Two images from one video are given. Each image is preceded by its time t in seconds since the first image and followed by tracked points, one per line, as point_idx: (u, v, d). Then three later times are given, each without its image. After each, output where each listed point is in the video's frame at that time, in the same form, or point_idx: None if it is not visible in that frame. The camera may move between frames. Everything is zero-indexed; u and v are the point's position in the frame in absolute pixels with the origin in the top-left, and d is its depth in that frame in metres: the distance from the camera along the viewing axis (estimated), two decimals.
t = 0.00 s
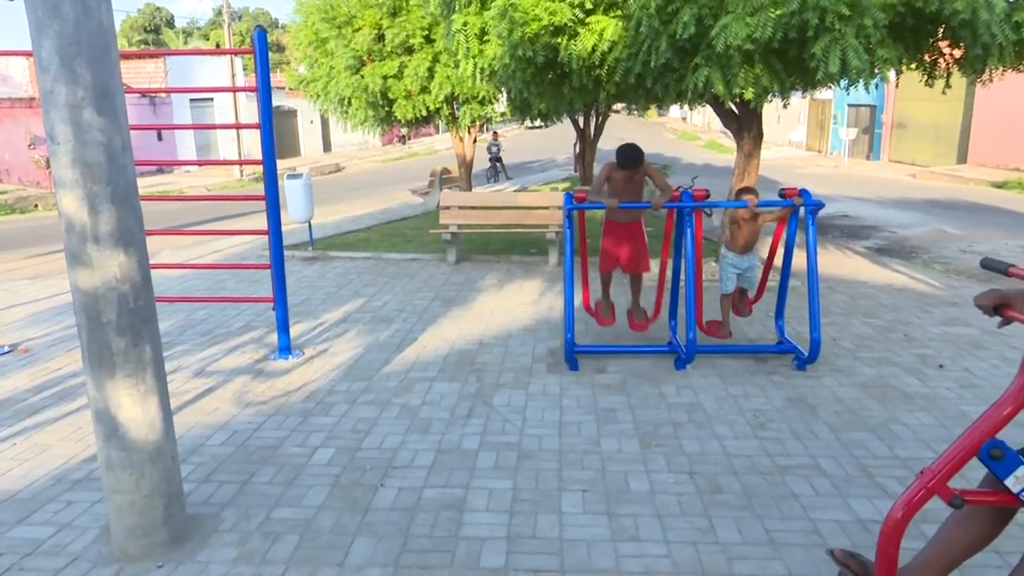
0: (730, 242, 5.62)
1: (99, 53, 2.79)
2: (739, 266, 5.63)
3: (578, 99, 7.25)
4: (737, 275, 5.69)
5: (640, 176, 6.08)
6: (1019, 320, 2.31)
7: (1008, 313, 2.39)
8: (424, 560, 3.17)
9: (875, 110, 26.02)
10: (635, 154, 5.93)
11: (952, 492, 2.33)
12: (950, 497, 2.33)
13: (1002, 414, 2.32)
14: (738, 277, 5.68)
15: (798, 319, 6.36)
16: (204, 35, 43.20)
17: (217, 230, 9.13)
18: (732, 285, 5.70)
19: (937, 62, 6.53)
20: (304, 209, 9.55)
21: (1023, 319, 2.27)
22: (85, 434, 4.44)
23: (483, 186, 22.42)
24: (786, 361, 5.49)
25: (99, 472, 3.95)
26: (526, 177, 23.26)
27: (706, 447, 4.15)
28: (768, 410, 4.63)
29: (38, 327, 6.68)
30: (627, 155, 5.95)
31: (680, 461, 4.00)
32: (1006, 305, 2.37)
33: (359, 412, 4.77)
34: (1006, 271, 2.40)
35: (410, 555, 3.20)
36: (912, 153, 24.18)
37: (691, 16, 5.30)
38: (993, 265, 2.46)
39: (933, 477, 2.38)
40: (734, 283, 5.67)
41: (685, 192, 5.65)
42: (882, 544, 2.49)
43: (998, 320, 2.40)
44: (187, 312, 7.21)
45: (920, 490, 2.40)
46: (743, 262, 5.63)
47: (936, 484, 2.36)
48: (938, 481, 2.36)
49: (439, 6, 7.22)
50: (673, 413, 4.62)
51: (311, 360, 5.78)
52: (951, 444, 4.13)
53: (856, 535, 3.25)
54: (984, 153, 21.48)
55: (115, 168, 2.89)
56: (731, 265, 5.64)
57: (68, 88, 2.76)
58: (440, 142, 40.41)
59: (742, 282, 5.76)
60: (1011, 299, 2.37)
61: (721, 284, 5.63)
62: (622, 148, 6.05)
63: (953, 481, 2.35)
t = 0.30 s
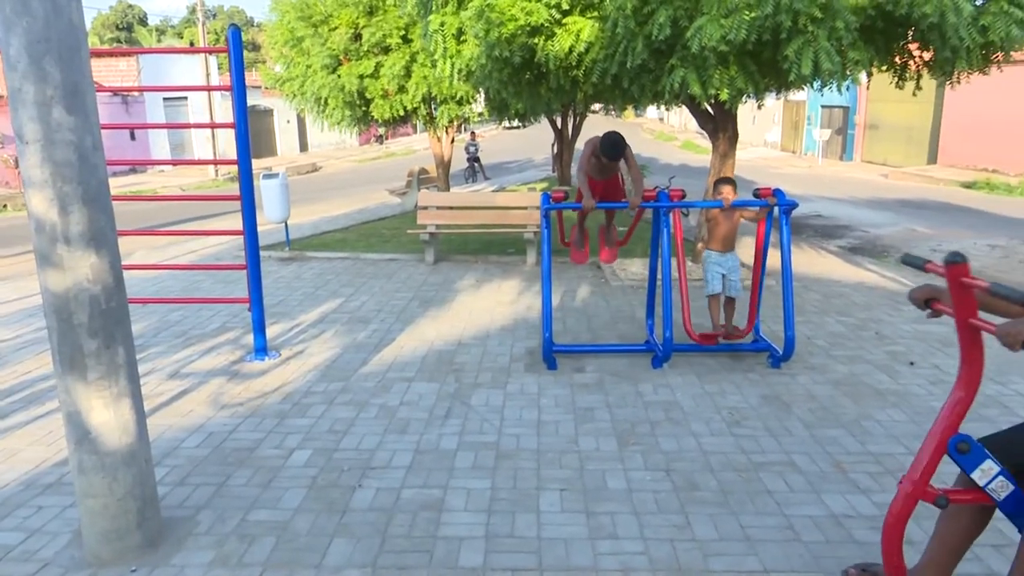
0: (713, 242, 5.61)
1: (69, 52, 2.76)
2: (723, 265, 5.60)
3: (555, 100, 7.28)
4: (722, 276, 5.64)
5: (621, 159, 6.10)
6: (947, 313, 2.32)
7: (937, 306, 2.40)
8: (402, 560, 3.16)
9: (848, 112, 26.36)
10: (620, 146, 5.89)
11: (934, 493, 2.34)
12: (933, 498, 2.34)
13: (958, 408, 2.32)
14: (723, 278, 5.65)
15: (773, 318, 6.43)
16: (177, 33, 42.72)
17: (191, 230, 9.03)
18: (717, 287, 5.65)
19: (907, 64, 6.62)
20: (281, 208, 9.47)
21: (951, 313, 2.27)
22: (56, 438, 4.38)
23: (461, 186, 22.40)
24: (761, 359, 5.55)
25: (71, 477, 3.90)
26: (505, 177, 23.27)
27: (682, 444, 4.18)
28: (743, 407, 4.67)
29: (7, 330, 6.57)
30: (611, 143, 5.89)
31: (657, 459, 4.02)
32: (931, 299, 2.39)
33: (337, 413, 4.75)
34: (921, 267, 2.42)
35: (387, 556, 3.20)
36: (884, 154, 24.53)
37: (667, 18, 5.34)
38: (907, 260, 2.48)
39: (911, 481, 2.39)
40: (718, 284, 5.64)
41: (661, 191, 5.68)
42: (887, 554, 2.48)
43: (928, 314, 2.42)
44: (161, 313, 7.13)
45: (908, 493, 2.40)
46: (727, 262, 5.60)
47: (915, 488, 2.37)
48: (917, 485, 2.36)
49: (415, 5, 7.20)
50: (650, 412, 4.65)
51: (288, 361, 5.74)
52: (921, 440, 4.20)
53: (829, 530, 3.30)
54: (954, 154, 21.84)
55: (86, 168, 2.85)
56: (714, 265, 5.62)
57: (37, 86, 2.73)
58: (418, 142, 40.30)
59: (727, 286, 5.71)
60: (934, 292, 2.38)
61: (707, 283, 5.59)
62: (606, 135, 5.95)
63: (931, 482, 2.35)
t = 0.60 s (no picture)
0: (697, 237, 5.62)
1: (37, 49, 2.72)
2: (706, 259, 5.63)
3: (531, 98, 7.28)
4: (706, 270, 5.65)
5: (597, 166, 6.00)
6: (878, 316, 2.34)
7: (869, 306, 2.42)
8: (381, 560, 3.16)
9: (820, 111, 26.67)
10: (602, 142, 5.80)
11: (919, 488, 2.37)
12: (920, 493, 2.37)
13: (914, 403, 2.31)
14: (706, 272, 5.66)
15: (748, 314, 6.49)
16: (149, 30, 42.16)
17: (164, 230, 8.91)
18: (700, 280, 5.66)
19: (878, 64, 6.72)
20: (256, 208, 9.38)
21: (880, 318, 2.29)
22: (26, 442, 4.31)
23: (439, 185, 22.35)
24: (736, 355, 5.60)
25: (43, 481, 3.84)
26: (482, 176, 23.25)
27: (659, 441, 4.21)
28: (719, 403, 4.72)
29: None
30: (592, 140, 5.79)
31: (634, 455, 4.05)
32: (859, 302, 2.41)
33: (314, 414, 4.72)
34: (842, 272, 2.43)
35: (366, 556, 3.19)
36: (856, 153, 24.85)
37: (642, 17, 5.36)
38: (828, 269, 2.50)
39: (893, 484, 2.40)
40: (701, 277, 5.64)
41: (637, 188, 5.72)
42: (897, 555, 2.47)
43: (862, 314, 2.44)
44: (135, 315, 7.04)
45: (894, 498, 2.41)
46: (710, 256, 5.64)
47: (899, 490, 2.39)
48: (899, 488, 2.38)
49: (390, 3, 7.16)
50: (627, 409, 4.67)
51: (264, 362, 5.70)
52: (893, 433, 4.26)
53: (803, 523, 3.34)
54: (924, 152, 22.19)
55: (55, 167, 2.81)
56: (697, 259, 5.65)
57: (4, 84, 2.68)
58: (394, 142, 40.14)
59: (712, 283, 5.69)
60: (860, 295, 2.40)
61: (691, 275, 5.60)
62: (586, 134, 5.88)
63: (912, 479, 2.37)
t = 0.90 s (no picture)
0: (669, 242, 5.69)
1: (3, 45, 2.68)
2: (677, 263, 5.71)
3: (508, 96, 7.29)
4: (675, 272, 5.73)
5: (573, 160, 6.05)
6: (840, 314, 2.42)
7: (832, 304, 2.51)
8: (359, 560, 3.14)
9: (795, 109, 26.94)
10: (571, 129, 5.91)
11: (893, 479, 2.41)
12: (893, 484, 2.41)
13: (881, 398, 2.36)
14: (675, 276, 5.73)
15: (725, 311, 6.55)
16: (120, 28, 41.57)
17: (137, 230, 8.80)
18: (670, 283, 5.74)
19: (849, 63, 6.80)
20: (231, 208, 9.29)
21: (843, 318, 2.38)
22: None
23: (416, 184, 22.27)
24: (713, 351, 5.65)
25: (14, 486, 3.78)
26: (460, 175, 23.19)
27: (637, 437, 4.23)
28: (696, 399, 4.75)
29: None
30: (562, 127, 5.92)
31: (612, 452, 4.07)
32: (822, 300, 2.50)
33: (291, 414, 4.69)
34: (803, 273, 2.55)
35: (344, 556, 3.17)
36: (830, 150, 25.14)
37: (617, 16, 5.39)
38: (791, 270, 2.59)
39: (867, 477, 2.44)
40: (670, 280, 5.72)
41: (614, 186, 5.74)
42: (876, 546, 2.51)
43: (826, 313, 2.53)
44: (108, 316, 6.94)
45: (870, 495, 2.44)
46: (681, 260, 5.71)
47: (874, 482, 2.42)
48: (873, 481, 2.42)
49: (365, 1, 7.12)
50: (605, 405, 4.69)
51: (240, 363, 5.65)
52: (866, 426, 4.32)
53: (778, 516, 3.38)
54: (896, 150, 22.50)
55: (23, 166, 2.77)
56: (669, 262, 5.71)
57: None
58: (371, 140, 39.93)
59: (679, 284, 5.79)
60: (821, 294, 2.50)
61: (662, 279, 5.67)
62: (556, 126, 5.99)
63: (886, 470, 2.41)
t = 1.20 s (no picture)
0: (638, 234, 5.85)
1: None
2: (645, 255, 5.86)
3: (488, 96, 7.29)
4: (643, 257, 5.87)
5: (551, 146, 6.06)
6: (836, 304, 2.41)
7: (826, 296, 2.54)
8: (340, 562, 3.13)
9: (772, 109, 27.19)
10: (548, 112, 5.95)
11: (858, 475, 2.42)
12: (859, 480, 2.41)
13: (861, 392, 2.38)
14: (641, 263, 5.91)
15: (704, 309, 6.59)
16: (96, 27, 41.04)
17: (113, 232, 8.70)
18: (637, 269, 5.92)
19: (825, 64, 6.87)
20: (209, 208, 9.21)
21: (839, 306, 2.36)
22: None
23: (397, 184, 22.20)
24: (693, 350, 5.69)
25: None
26: (441, 175, 23.13)
27: (618, 436, 4.25)
28: (676, 397, 4.78)
29: None
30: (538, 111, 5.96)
31: (593, 450, 4.08)
32: (819, 293, 2.55)
33: (271, 416, 4.66)
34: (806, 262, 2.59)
35: (325, 558, 3.16)
36: (808, 150, 25.39)
37: (597, 16, 5.41)
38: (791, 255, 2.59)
39: (835, 470, 2.44)
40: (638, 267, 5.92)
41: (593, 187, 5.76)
42: (831, 540, 2.52)
43: (820, 304, 2.55)
44: (83, 318, 6.85)
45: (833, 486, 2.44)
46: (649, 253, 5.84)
47: (840, 475, 2.42)
48: (840, 474, 2.42)
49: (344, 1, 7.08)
50: (586, 405, 4.70)
51: (219, 365, 5.60)
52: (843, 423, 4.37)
53: (757, 513, 3.40)
54: (872, 150, 22.77)
55: None
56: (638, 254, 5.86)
57: None
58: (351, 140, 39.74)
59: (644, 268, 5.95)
60: (820, 284, 2.52)
61: (625, 269, 5.89)
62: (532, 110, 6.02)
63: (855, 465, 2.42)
